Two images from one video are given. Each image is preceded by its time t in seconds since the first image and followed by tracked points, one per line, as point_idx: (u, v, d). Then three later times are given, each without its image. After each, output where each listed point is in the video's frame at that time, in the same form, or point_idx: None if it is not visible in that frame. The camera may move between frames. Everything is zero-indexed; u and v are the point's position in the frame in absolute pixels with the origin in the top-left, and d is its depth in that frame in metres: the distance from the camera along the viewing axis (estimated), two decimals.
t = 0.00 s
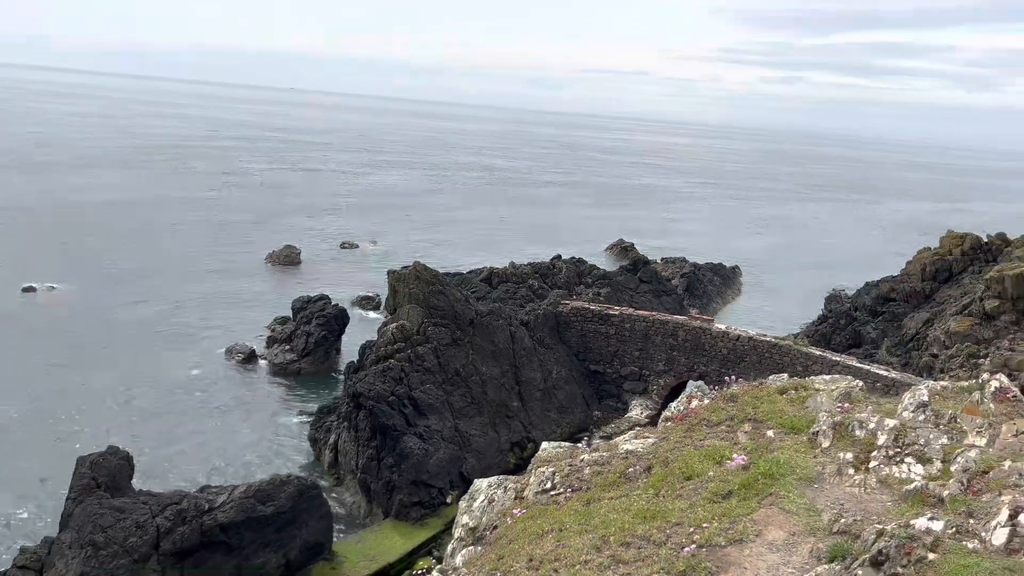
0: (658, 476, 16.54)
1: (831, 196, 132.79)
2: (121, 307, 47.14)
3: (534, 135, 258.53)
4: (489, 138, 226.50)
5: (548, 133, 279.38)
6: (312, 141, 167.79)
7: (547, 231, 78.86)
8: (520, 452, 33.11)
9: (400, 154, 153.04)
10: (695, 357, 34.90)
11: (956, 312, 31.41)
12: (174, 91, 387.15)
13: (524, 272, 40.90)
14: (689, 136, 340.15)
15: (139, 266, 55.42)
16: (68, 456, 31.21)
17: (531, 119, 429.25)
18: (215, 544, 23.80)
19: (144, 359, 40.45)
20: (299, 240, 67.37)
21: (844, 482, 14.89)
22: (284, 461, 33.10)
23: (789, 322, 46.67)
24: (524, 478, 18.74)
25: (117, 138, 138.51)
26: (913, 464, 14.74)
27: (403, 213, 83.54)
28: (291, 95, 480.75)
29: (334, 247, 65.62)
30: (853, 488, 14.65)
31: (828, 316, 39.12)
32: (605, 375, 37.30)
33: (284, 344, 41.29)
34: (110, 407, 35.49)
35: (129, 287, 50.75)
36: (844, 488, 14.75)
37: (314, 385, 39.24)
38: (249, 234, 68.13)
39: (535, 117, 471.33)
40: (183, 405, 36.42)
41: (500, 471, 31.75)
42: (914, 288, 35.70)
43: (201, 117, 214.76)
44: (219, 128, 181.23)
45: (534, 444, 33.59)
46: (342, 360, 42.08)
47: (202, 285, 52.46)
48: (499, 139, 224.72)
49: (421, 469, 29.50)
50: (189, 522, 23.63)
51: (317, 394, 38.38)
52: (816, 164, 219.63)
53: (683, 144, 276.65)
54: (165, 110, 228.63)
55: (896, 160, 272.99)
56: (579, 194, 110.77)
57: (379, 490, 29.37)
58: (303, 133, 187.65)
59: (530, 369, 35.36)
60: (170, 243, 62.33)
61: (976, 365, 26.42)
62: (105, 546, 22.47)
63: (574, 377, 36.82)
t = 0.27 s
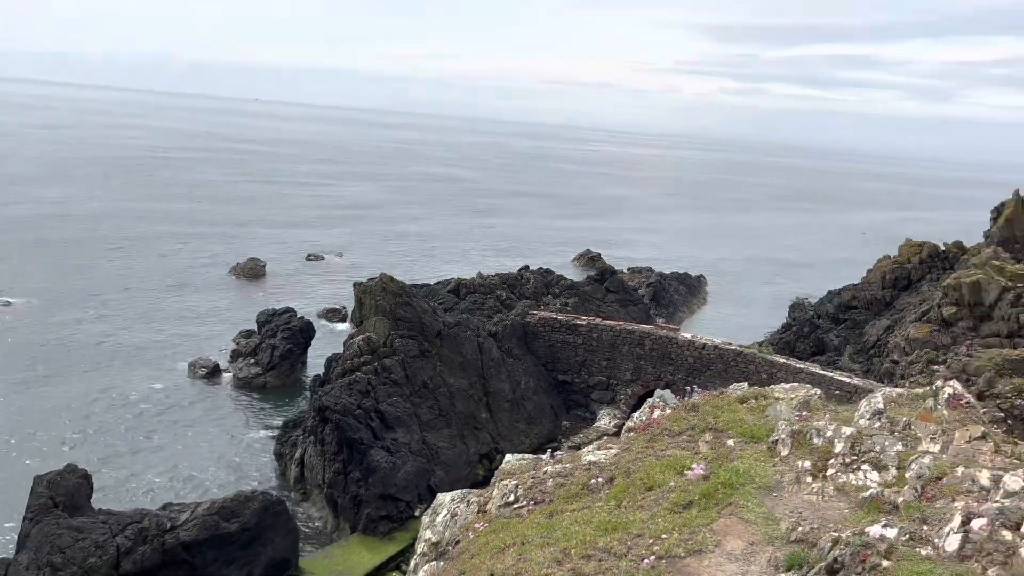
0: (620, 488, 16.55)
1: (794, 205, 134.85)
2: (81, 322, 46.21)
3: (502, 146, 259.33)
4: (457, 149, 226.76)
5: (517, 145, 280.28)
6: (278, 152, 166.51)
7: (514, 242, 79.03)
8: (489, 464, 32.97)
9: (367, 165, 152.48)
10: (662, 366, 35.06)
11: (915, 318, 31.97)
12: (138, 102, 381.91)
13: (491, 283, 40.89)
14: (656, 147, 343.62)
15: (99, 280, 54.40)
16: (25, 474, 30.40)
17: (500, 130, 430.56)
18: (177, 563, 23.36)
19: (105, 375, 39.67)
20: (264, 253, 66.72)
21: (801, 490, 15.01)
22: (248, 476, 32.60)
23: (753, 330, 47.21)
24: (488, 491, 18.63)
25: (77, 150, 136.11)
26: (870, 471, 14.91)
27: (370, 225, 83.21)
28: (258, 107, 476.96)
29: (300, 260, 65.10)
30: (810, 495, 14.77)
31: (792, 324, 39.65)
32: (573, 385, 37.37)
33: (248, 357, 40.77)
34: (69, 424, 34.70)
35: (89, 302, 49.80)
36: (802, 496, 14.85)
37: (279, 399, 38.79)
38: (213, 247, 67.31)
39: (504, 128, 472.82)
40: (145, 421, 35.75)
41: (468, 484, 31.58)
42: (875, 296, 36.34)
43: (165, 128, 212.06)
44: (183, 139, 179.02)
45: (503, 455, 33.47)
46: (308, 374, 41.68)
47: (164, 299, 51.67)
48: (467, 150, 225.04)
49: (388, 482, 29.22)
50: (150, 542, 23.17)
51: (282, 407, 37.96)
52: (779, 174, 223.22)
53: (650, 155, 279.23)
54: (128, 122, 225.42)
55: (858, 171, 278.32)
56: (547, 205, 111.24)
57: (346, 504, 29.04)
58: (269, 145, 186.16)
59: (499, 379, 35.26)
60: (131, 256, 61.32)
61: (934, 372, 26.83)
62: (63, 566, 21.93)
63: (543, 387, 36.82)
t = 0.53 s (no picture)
0: (584, 499, 16.50)
1: (762, 214, 136.67)
2: (41, 336, 45.27)
3: (472, 157, 259.73)
4: (426, 160, 226.65)
5: (488, 155, 280.87)
6: (245, 163, 165.09)
7: (483, 252, 79.11)
8: (460, 475, 32.78)
9: (336, 176, 151.75)
10: (631, 375, 35.17)
11: (879, 325, 32.45)
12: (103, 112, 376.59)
13: (461, 293, 40.77)
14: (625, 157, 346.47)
15: (60, 293, 53.38)
16: None
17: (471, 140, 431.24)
18: None
19: (67, 390, 38.87)
20: (231, 264, 66.01)
21: (763, 498, 15.06)
22: (215, 491, 32.07)
23: (721, 338, 47.63)
24: (452, 504, 18.47)
25: (38, 161, 133.64)
26: (831, 479, 15.01)
27: (339, 235, 82.79)
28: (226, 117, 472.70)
29: (267, 271, 64.52)
30: (773, 504, 14.82)
31: (759, 331, 40.05)
32: (543, 394, 37.34)
33: (214, 370, 40.20)
34: (29, 441, 33.90)
35: (50, 316, 48.83)
36: (765, 504, 14.90)
37: (246, 413, 38.30)
38: (178, 258, 66.46)
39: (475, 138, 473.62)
40: (107, 437, 35.06)
41: (438, 495, 31.37)
42: (839, 303, 36.85)
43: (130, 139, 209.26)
44: (148, 150, 176.73)
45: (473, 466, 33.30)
46: (275, 386, 41.23)
47: (128, 312, 50.86)
48: (437, 161, 225.03)
49: (357, 496, 28.95)
50: (113, 560, 22.61)
51: (249, 421, 37.47)
52: (746, 184, 226.28)
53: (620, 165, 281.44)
54: (93, 133, 222.00)
55: (824, 179, 282.86)
56: (516, 215, 111.57)
57: (315, 518, 28.68)
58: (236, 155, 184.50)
59: (468, 390, 35.07)
60: (94, 269, 60.30)
61: (895, 377, 27.25)
62: None
63: (513, 397, 36.73)
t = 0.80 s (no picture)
0: (546, 509, 16.44)
1: (730, 222, 138.18)
2: None
3: (442, 166, 259.59)
4: (396, 169, 226.05)
5: (459, 165, 280.84)
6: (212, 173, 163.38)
7: (452, 261, 79.03)
8: (428, 486, 32.53)
9: (303, 185, 150.72)
10: (600, 383, 35.22)
11: (841, 331, 32.88)
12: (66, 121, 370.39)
13: (429, 302, 40.62)
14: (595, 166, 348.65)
15: (18, 306, 52.26)
16: None
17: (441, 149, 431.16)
18: None
19: (25, 405, 37.98)
20: (195, 275, 65.19)
21: (723, 506, 15.09)
22: (179, 506, 31.50)
23: (688, 345, 48.00)
24: (415, 517, 18.32)
25: None
26: (789, 485, 15.08)
27: (306, 245, 82.19)
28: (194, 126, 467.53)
29: (233, 282, 63.82)
30: (732, 511, 14.84)
31: (725, 338, 40.41)
32: (512, 403, 37.28)
33: (177, 383, 39.59)
34: None
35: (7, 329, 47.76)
36: (724, 512, 14.93)
37: (211, 425, 37.78)
38: (141, 270, 65.49)
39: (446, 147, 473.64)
40: (67, 452, 34.29)
41: (407, 507, 31.10)
42: (803, 310, 37.34)
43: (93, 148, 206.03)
44: (111, 160, 174.02)
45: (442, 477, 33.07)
46: (241, 399, 40.76)
47: (89, 324, 49.95)
48: (407, 170, 224.54)
49: (324, 509, 28.67)
50: None
51: (213, 434, 36.94)
52: (713, 192, 228.93)
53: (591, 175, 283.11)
54: (56, 142, 218.13)
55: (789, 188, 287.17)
56: (485, 224, 111.68)
57: (281, 532, 28.25)
58: (203, 165, 182.50)
59: (437, 400, 34.83)
60: (54, 281, 59.16)
61: (856, 382, 27.62)
62: None
63: (482, 406, 36.60)
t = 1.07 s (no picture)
0: (505, 519, 16.34)
1: (693, 230, 139.75)
2: None
3: (407, 175, 259.00)
4: (360, 178, 224.99)
5: (425, 173, 280.16)
6: (171, 183, 161.02)
7: (416, 270, 78.81)
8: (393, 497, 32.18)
9: (266, 195, 149.21)
10: (564, 391, 35.25)
11: (801, 336, 33.33)
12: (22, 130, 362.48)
13: (392, 311, 40.40)
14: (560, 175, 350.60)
15: None
16: None
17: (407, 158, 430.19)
18: None
19: None
20: (153, 286, 64.10)
21: (681, 512, 15.09)
22: (137, 522, 30.80)
23: (651, 351, 48.35)
24: (373, 530, 18.13)
25: None
26: (745, 490, 15.15)
27: (268, 255, 81.33)
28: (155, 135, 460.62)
29: (192, 293, 62.89)
30: (688, 517, 14.86)
31: (687, 344, 40.78)
32: (477, 412, 37.15)
33: (134, 397, 38.87)
34: None
35: None
36: (681, 517, 14.94)
37: (170, 439, 37.15)
38: (97, 281, 64.21)
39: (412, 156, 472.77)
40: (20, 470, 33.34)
41: (371, 518, 30.72)
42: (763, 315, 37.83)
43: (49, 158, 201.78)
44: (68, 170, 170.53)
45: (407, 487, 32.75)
46: (200, 412, 40.15)
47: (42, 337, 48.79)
48: (371, 179, 223.60)
49: (286, 522, 28.28)
50: None
51: (173, 447, 36.31)
52: (677, 200, 231.53)
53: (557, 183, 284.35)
54: (10, 152, 212.90)
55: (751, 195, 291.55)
56: (449, 232, 111.63)
57: (242, 547, 27.72)
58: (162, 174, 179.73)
59: (401, 410, 34.55)
60: (6, 293, 57.71)
61: (816, 386, 27.98)
62: None
63: (446, 416, 36.40)
